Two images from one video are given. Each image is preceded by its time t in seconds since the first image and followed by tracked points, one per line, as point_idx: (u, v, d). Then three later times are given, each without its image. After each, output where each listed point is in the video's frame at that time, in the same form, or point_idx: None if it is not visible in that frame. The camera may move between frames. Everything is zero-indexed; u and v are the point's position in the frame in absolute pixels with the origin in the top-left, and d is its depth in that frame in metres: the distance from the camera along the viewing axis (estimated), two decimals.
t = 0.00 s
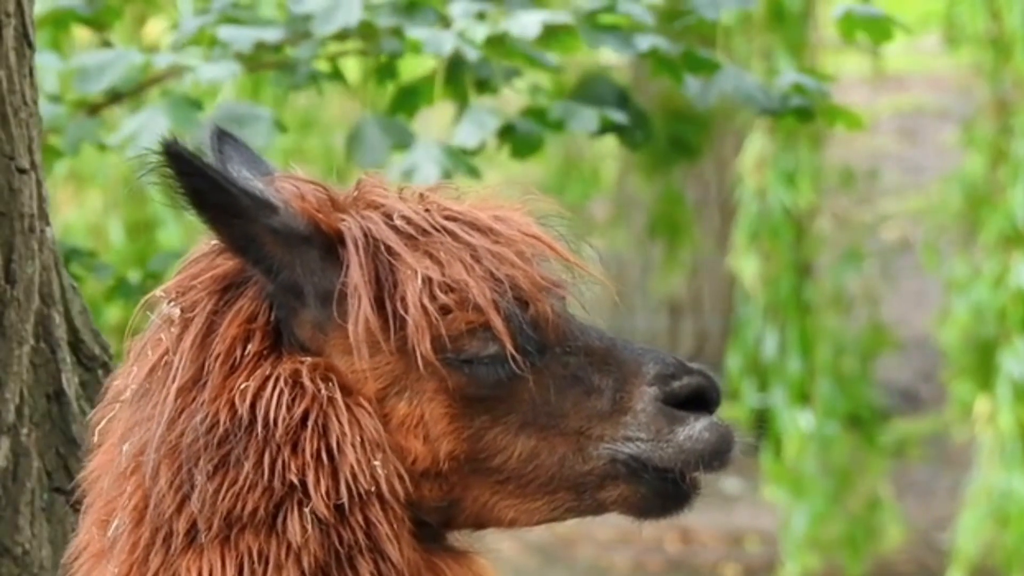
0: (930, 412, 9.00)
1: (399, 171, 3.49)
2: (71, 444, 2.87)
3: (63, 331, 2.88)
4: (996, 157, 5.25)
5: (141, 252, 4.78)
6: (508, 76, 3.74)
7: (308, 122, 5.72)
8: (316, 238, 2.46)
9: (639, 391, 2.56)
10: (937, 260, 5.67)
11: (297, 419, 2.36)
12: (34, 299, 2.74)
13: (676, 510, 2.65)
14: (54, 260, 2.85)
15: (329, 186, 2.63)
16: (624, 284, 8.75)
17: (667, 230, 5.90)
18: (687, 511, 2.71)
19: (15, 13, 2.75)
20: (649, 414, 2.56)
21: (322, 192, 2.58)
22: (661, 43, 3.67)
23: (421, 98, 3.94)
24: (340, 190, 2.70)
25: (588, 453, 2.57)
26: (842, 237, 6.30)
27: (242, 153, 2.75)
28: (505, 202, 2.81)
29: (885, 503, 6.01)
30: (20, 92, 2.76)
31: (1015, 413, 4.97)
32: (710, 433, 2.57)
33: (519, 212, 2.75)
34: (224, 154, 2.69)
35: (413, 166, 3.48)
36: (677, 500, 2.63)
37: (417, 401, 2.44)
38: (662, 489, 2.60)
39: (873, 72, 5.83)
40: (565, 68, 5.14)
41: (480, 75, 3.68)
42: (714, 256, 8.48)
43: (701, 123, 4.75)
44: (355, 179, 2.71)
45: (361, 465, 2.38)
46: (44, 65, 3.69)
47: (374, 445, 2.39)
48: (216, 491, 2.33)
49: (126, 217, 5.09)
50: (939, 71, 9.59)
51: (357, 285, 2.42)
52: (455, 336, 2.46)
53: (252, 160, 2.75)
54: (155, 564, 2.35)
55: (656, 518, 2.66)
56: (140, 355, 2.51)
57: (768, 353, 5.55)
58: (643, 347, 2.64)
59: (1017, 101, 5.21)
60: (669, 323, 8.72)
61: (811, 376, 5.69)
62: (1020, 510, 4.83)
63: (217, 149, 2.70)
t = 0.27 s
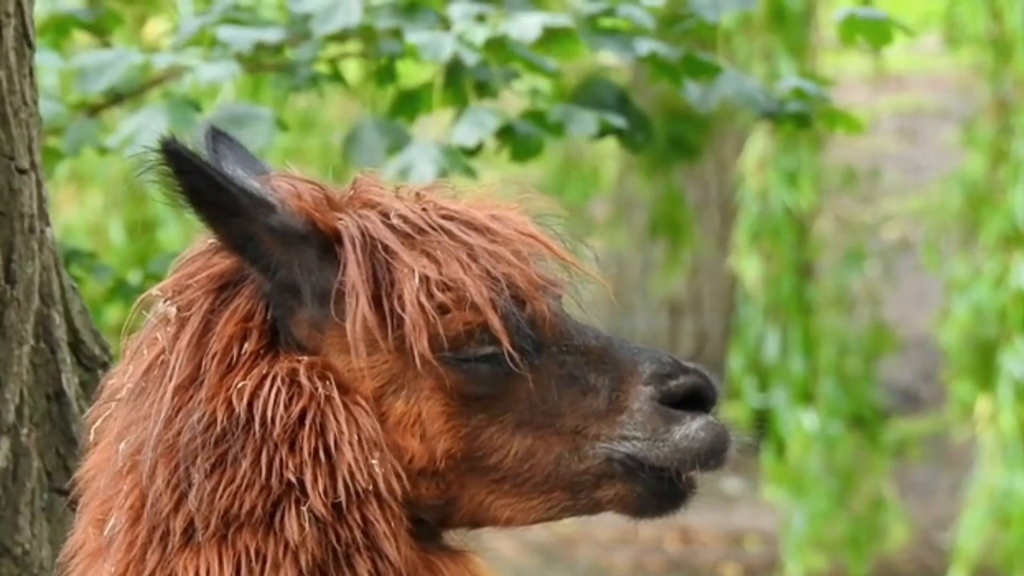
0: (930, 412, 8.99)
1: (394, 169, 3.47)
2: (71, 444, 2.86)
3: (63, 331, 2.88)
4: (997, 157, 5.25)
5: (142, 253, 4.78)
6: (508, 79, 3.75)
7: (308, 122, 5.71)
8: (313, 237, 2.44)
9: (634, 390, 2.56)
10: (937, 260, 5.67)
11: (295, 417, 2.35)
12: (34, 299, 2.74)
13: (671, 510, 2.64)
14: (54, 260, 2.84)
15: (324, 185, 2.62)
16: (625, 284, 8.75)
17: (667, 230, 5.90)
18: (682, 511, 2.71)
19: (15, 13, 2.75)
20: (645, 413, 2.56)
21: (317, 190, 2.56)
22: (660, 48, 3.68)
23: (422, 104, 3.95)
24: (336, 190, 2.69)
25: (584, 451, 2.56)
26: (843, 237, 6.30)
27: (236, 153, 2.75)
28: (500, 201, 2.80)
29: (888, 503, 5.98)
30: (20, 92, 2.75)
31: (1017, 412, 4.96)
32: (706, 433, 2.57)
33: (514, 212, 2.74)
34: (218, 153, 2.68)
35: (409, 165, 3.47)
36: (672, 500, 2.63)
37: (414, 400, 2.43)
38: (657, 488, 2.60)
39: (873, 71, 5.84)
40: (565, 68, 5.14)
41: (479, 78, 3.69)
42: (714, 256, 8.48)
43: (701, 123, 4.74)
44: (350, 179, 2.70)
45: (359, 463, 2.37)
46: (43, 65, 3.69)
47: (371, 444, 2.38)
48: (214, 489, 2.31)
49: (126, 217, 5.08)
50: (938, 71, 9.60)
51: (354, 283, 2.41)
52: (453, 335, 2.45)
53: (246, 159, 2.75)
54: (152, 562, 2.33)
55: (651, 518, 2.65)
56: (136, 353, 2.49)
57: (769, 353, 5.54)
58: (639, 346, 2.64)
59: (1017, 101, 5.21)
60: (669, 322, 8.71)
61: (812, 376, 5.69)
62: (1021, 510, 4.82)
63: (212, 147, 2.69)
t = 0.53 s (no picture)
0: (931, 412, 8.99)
1: (398, 171, 3.45)
2: (71, 444, 2.85)
3: (63, 331, 2.88)
4: (997, 157, 5.25)
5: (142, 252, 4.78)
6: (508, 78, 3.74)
7: (309, 122, 5.71)
8: (312, 237, 2.44)
9: (632, 389, 2.54)
10: (938, 260, 5.67)
11: (293, 416, 2.34)
12: (34, 299, 2.73)
13: (668, 509, 2.63)
14: (53, 261, 2.84)
15: (322, 185, 2.61)
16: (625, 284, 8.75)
17: (668, 230, 5.90)
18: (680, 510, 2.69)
19: (15, 13, 2.74)
20: (642, 412, 2.54)
21: (314, 190, 2.56)
22: (661, 46, 3.65)
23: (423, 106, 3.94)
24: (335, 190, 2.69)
25: (582, 450, 2.54)
26: (844, 237, 6.30)
27: (234, 154, 2.74)
28: (499, 201, 2.79)
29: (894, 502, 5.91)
30: (20, 92, 2.75)
31: (1018, 412, 4.95)
32: (702, 432, 2.55)
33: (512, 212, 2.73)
34: (216, 155, 2.67)
35: (413, 167, 3.46)
36: (670, 499, 2.61)
37: (410, 399, 2.43)
38: (654, 487, 2.59)
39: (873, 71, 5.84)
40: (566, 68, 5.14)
41: (480, 77, 3.68)
42: (715, 256, 8.47)
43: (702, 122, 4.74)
44: (348, 179, 2.69)
45: (357, 461, 2.36)
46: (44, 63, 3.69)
47: (369, 442, 2.38)
48: (212, 488, 2.31)
49: (126, 217, 5.08)
50: (939, 72, 9.60)
51: (350, 282, 2.41)
52: (449, 335, 2.44)
53: (245, 160, 2.74)
54: (151, 562, 2.33)
55: (649, 517, 2.64)
56: (133, 354, 2.49)
57: (770, 353, 5.54)
58: (636, 345, 2.62)
59: (1017, 101, 5.21)
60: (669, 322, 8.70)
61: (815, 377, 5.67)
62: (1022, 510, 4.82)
63: (212, 149, 2.68)
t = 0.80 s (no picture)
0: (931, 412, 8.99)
1: (389, 165, 3.48)
2: (71, 444, 2.85)
3: (63, 331, 2.88)
4: (997, 158, 5.25)
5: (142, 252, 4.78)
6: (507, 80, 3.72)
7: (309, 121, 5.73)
8: (327, 240, 2.46)
9: (644, 396, 2.57)
10: (938, 260, 5.67)
11: (308, 417, 2.35)
12: (34, 299, 2.73)
13: (679, 516, 2.65)
14: (54, 260, 2.84)
15: (337, 189, 2.64)
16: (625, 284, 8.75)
17: (668, 230, 5.90)
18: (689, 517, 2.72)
19: (15, 13, 2.74)
20: (654, 419, 2.57)
21: (330, 194, 2.58)
22: (659, 51, 3.69)
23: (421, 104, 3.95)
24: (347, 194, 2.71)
25: (593, 457, 2.57)
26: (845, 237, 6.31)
27: (250, 160, 2.69)
28: (512, 206, 2.82)
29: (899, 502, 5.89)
30: (20, 92, 2.75)
31: (1017, 412, 4.95)
32: (715, 440, 2.57)
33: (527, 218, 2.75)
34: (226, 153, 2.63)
35: (404, 161, 3.47)
36: (680, 507, 2.64)
37: (424, 403, 2.44)
38: (666, 494, 2.60)
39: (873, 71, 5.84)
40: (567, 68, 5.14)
41: (478, 77, 3.70)
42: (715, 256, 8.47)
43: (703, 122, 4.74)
44: (364, 183, 2.72)
45: (372, 463, 2.37)
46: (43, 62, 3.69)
47: (384, 445, 2.39)
48: (227, 488, 2.31)
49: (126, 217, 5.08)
50: (939, 72, 9.61)
51: (366, 286, 2.43)
52: (463, 339, 2.46)
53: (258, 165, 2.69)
54: (165, 561, 2.33)
55: (659, 524, 2.66)
56: (146, 357, 2.50)
57: (771, 353, 5.53)
58: (649, 352, 2.64)
59: (1017, 101, 5.21)
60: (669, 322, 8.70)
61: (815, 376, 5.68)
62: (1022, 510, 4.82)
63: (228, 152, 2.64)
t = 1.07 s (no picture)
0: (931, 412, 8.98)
1: (393, 164, 3.49)
2: (71, 444, 2.85)
3: (63, 331, 2.87)
4: (997, 157, 5.25)
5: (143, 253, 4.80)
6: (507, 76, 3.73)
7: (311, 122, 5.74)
8: (345, 243, 2.45)
9: (661, 401, 2.57)
10: (939, 260, 5.67)
11: (329, 421, 2.35)
12: (34, 299, 2.72)
13: (693, 520, 2.66)
14: (53, 260, 2.84)
15: (353, 192, 2.63)
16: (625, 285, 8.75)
17: (668, 230, 5.90)
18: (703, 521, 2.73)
19: (15, 13, 2.74)
20: (670, 424, 2.56)
21: (346, 198, 2.58)
22: (660, 47, 3.69)
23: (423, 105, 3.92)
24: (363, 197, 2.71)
25: (609, 462, 2.56)
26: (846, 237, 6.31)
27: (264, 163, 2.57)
28: (525, 211, 2.82)
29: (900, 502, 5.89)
30: (20, 92, 2.74)
31: (1017, 411, 4.96)
32: (730, 445, 2.59)
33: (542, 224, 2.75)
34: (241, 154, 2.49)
35: (408, 159, 3.47)
36: (695, 511, 2.64)
37: (443, 408, 2.44)
38: (681, 498, 2.61)
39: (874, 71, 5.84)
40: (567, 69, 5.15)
41: (479, 74, 3.68)
42: (715, 257, 8.47)
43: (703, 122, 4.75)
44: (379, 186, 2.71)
45: (393, 467, 2.38)
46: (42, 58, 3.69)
47: (404, 449, 2.39)
48: (248, 490, 2.31)
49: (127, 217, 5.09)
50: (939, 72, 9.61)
51: (384, 291, 2.42)
52: (482, 343, 2.46)
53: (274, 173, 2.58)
54: (184, 562, 2.33)
55: (674, 528, 2.66)
56: (162, 357, 2.49)
57: (771, 352, 5.53)
58: (664, 356, 2.65)
59: (1017, 101, 5.22)
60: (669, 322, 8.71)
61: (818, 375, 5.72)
62: (1022, 509, 4.82)
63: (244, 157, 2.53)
